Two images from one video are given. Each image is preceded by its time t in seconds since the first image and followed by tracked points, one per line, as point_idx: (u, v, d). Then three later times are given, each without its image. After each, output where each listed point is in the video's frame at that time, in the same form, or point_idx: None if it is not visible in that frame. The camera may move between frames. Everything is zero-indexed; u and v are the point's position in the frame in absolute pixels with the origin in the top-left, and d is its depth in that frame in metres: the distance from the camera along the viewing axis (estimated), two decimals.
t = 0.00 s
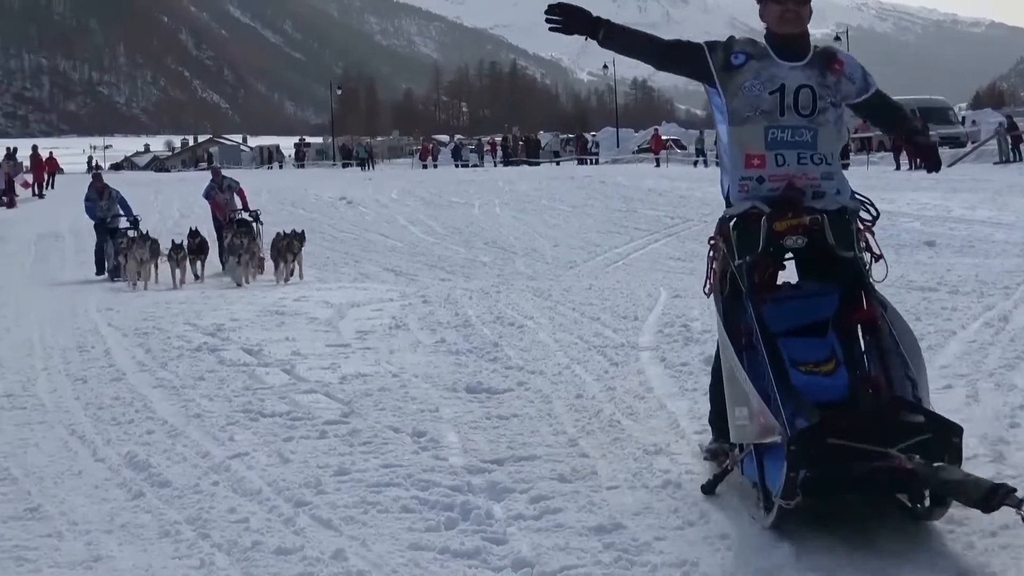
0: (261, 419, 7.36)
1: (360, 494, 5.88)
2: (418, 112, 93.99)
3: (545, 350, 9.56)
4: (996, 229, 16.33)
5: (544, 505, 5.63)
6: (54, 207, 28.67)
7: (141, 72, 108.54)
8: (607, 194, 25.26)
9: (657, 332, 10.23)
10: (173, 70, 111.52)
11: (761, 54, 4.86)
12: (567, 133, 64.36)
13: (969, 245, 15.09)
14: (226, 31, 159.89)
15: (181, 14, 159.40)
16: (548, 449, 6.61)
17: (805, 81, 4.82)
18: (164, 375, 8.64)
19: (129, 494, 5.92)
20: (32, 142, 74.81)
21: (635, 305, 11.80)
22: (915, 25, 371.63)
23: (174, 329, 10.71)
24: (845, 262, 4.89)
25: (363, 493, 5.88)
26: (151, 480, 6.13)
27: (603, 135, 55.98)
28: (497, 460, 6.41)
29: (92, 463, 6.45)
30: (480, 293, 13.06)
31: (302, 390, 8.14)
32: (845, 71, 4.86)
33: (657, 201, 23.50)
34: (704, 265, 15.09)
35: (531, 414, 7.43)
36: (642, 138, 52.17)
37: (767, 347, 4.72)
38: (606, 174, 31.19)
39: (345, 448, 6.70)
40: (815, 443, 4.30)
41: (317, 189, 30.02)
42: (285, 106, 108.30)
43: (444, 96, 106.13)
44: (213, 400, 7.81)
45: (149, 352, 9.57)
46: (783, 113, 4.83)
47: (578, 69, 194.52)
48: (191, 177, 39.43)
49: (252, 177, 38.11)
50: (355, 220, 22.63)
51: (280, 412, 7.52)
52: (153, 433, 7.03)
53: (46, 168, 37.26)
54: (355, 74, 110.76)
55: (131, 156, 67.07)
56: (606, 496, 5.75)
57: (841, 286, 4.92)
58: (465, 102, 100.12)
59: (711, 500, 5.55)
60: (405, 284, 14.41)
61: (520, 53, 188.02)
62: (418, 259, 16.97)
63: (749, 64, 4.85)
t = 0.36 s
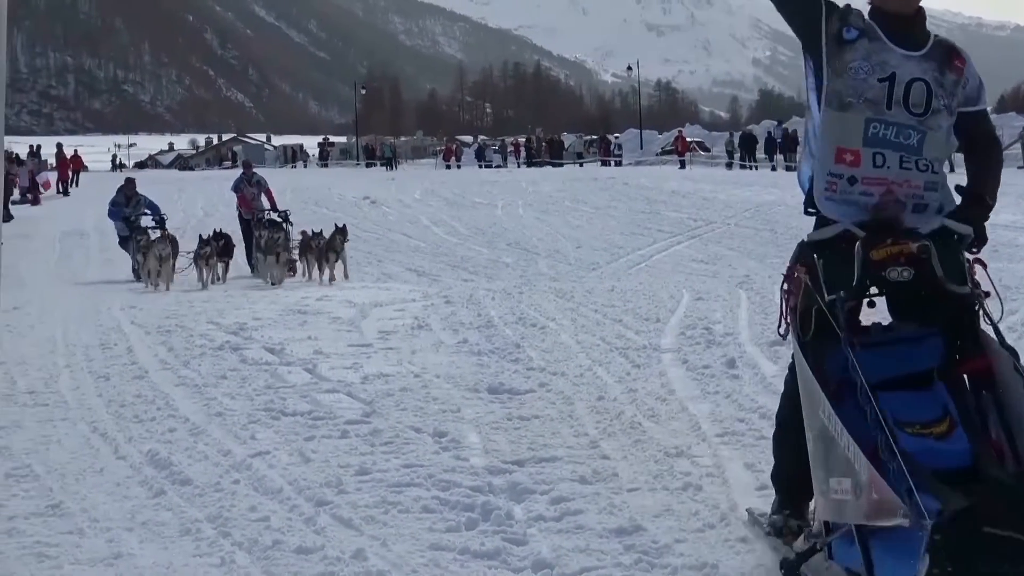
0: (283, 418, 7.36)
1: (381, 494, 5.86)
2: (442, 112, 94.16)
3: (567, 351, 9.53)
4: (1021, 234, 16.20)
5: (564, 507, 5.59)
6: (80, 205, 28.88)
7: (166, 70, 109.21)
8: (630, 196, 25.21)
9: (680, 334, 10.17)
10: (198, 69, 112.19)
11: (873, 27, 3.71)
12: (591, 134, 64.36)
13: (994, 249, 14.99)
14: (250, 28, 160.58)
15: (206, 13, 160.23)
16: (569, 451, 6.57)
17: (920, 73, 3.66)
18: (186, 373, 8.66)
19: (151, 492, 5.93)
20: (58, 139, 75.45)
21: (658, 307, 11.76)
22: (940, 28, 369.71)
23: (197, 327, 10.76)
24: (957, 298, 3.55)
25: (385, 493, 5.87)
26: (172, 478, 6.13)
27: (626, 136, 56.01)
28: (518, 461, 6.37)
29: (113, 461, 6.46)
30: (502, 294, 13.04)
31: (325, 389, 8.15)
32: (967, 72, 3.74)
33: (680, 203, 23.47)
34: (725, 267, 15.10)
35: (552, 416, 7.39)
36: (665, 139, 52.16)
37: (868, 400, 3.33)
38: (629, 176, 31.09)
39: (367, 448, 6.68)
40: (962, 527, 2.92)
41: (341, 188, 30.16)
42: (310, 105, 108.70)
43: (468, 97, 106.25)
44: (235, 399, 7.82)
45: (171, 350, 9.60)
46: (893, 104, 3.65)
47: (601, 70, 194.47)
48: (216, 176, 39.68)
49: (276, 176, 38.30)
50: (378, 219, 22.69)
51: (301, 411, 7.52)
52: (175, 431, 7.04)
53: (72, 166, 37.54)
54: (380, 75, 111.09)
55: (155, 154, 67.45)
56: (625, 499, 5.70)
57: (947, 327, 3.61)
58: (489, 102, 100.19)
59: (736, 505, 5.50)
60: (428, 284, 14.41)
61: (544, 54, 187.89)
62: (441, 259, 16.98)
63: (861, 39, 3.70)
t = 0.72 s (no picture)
0: (307, 422, 7.35)
1: (405, 498, 5.84)
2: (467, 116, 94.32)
3: (591, 355, 9.48)
4: None
5: (588, 511, 5.55)
6: (106, 209, 29.08)
7: (193, 74, 109.98)
8: (655, 200, 25.16)
9: (705, 338, 10.10)
10: (224, 74, 112.90)
11: None
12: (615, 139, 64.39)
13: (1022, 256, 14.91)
14: (275, 31, 161.41)
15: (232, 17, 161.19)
16: (593, 455, 6.53)
17: None
18: (211, 377, 8.68)
19: (174, 496, 5.93)
20: (85, 143, 76.05)
21: (682, 312, 11.69)
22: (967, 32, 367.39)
23: (222, 330, 10.79)
24: None
25: (409, 497, 5.85)
26: (197, 481, 6.13)
27: (651, 141, 55.94)
28: (542, 465, 6.33)
29: (138, 464, 6.48)
30: (527, 298, 13.00)
31: (349, 392, 8.14)
32: None
33: (705, 207, 23.39)
34: (750, 271, 15.02)
35: (576, 420, 7.35)
36: (690, 144, 52.03)
37: None
38: (654, 180, 31.02)
39: (390, 452, 6.65)
40: None
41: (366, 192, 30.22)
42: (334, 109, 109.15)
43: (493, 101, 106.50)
44: (260, 403, 7.83)
45: (196, 353, 9.62)
46: None
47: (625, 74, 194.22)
48: (241, 180, 39.91)
49: (300, 180, 38.44)
50: (403, 223, 22.72)
51: (326, 415, 7.51)
52: (200, 435, 7.05)
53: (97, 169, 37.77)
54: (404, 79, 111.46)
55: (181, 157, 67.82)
56: (650, 503, 5.64)
57: None
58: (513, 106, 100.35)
59: (761, 512, 5.45)
60: (453, 288, 14.42)
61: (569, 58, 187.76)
62: (466, 263, 16.99)
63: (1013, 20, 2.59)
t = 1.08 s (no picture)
0: (326, 426, 7.34)
1: (423, 501, 5.81)
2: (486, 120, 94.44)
3: (610, 358, 9.46)
4: None
5: (607, 515, 5.51)
6: (126, 213, 29.20)
7: (212, 78, 110.48)
8: (674, 202, 25.11)
9: (724, 341, 10.04)
10: (243, 78, 113.34)
11: None
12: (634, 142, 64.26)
13: None
14: (293, 35, 161.90)
15: (251, 21, 161.88)
16: (612, 459, 6.49)
17: None
18: (229, 381, 8.68)
19: (193, 500, 5.91)
20: (106, 147, 76.49)
21: (701, 314, 11.65)
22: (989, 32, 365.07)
23: (241, 334, 10.80)
24: None
25: (428, 501, 5.82)
26: (216, 486, 6.13)
27: (670, 144, 55.89)
28: (560, 469, 6.30)
29: (157, 468, 6.48)
30: (546, 301, 12.99)
31: (369, 396, 8.14)
32: None
33: (725, 210, 23.31)
34: (769, 273, 14.97)
35: (595, 423, 7.31)
36: (709, 147, 51.94)
37: None
38: (674, 183, 30.93)
39: (408, 456, 6.64)
40: None
41: (385, 196, 30.29)
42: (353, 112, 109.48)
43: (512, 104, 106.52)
44: (279, 407, 7.82)
45: (215, 357, 9.63)
46: None
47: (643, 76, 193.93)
48: (261, 183, 40.03)
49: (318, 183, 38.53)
50: (422, 226, 22.78)
51: (345, 418, 7.50)
52: (219, 438, 7.05)
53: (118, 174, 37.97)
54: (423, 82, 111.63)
55: (201, 162, 68.17)
56: (671, 506, 5.60)
57: None
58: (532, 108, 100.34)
59: (782, 515, 5.40)
60: (472, 291, 14.42)
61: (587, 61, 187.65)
62: (485, 266, 17.01)
63: None
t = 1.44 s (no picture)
0: (337, 437, 7.33)
1: (433, 513, 5.79)
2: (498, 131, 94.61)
3: (621, 370, 9.42)
4: None
5: (617, 527, 5.48)
6: (137, 223, 29.29)
7: (224, 87, 110.86)
8: (686, 214, 25.07)
9: (735, 354, 9.99)
10: (256, 87, 113.84)
11: None
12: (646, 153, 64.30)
13: None
14: (306, 44, 162.40)
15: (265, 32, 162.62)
16: (623, 471, 6.46)
17: None
18: (240, 392, 8.67)
19: (203, 510, 5.91)
20: (118, 157, 76.85)
21: (712, 326, 11.61)
22: (1004, 44, 363.97)
23: (252, 345, 10.81)
24: None
25: (438, 513, 5.80)
26: (227, 496, 6.12)
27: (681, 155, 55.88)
28: (571, 481, 6.26)
29: (168, 478, 6.48)
30: (557, 313, 12.98)
31: (380, 408, 8.11)
32: None
33: (737, 221, 23.28)
34: (780, 286, 14.95)
35: (606, 436, 7.28)
36: (721, 158, 51.89)
37: None
38: (686, 194, 30.89)
39: (419, 467, 6.62)
40: None
41: (397, 206, 30.34)
42: (365, 122, 109.82)
43: (524, 115, 106.70)
44: (290, 418, 7.82)
45: (226, 368, 9.63)
46: None
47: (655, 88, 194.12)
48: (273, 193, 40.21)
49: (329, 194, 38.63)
50: (433, 237, 22.80)
51: (356, 430, 7.49)
52: (230, 450, 7.04)
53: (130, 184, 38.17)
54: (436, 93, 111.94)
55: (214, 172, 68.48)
56: (680, 519, 5.57)
57: None
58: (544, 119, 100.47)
59: (792, 528, 5.37)
60: (483, 302, 14.40)
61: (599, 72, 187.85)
62: (496, 277, 17.01)
63: None
